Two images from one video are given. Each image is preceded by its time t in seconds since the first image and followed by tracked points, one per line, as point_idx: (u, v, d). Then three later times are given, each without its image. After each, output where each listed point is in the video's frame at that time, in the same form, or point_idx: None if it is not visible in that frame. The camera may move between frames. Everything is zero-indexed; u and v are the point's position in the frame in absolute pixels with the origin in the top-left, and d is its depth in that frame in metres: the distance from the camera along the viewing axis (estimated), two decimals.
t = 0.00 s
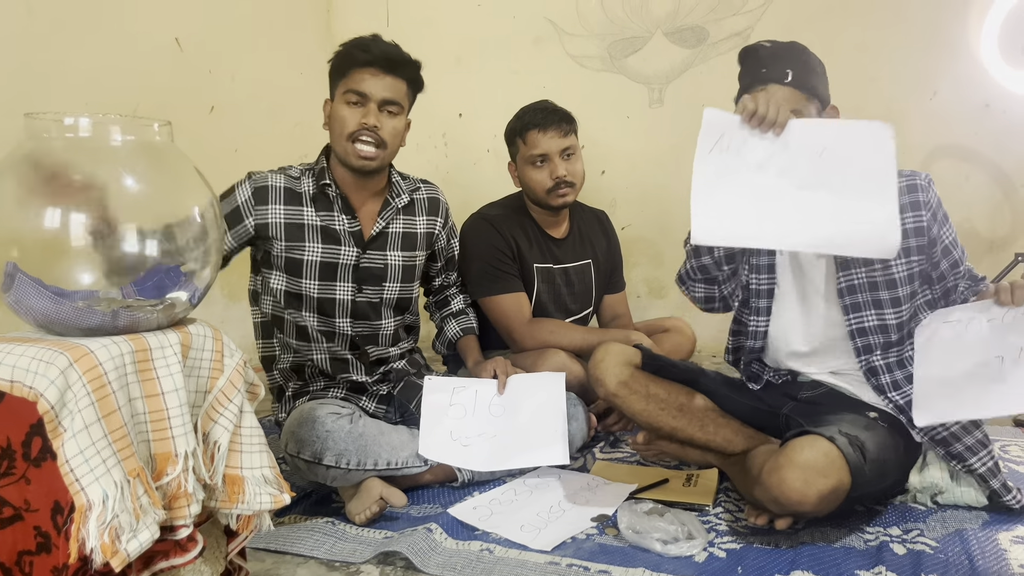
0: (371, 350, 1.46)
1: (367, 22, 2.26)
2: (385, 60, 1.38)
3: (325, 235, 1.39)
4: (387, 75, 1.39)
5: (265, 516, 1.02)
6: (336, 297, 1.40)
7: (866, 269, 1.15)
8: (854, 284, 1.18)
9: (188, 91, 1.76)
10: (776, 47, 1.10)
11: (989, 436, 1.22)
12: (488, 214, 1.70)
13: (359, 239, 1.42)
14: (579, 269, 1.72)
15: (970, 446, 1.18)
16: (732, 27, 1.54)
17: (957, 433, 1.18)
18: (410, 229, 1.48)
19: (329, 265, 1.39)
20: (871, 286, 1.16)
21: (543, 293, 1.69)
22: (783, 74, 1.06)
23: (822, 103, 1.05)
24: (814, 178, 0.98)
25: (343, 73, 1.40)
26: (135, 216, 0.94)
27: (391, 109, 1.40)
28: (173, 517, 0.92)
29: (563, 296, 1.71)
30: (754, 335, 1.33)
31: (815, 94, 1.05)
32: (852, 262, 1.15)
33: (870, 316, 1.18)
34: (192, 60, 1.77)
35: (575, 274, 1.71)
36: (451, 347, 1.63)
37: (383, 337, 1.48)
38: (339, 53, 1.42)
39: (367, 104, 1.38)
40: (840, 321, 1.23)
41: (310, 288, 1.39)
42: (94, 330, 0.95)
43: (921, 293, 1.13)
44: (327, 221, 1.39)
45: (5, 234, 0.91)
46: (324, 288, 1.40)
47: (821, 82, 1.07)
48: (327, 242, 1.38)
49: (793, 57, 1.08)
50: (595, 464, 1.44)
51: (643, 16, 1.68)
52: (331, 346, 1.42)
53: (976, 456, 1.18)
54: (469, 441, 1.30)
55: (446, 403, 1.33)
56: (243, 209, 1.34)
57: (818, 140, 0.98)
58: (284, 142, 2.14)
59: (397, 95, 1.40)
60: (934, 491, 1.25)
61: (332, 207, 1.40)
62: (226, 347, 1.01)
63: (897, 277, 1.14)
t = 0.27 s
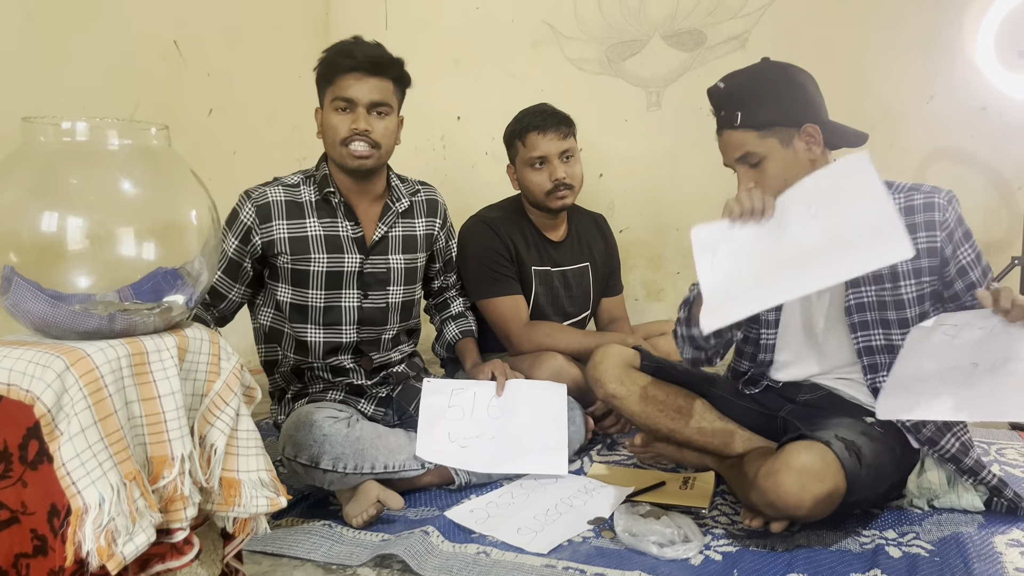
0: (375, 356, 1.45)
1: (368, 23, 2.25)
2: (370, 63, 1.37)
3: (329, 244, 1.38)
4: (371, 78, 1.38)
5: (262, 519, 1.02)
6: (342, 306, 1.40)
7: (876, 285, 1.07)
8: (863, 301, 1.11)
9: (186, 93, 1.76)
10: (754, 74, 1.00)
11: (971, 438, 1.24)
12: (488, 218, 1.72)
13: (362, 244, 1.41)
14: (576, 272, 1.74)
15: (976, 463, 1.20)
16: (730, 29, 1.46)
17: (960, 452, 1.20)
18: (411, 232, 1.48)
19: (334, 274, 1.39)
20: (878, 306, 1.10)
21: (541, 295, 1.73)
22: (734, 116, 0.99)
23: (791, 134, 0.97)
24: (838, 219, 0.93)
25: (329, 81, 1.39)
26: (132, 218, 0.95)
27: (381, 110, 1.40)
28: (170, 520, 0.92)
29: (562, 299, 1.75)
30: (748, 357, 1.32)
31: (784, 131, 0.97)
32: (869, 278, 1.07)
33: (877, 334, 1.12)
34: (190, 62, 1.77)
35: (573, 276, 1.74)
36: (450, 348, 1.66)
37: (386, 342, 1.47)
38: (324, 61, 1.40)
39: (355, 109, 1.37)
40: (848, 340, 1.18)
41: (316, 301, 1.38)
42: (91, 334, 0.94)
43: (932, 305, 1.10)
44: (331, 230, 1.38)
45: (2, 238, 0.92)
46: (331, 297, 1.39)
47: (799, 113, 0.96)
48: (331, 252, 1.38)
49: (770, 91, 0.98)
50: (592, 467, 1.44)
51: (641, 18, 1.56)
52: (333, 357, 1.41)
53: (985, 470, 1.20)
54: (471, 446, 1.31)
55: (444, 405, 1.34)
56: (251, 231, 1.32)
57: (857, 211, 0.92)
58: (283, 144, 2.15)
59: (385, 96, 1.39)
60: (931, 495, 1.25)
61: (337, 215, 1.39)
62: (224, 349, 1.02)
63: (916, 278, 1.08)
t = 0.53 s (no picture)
0: (369, 363, 1.39)
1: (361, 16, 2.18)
2: (358, 54, 1.34)
3: (322, 245, 1.33)
4: (361, 69, 1.35)
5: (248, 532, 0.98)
6: (336, 310, 1.35)
7: (863, 254, 1.19)
8: (850, 269, 1.21)
9: (171, 89, 1.72)
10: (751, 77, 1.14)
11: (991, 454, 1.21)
12: (484, 217, 1.61)
13: (356, 245, 1.36)
14: (578, 273, 1.63)
15: (991, 481, 1.17)
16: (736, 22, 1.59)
17: (974, 470, 1.17)
18: (406, 232, 1.43)
19: (328, 278, 1.34)
20: (865, 272, 1.18)
21: (541, 299, 1.60)
22: (728, 124, 1.16)
23: (789, 141, 1.14)
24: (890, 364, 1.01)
25: (317, 77, 1.36)
26: (113, 219, 0.92)
27: (372, 103, 1.36)
28: (151, 534, 0.89)
29: (564, 302, 1.62)
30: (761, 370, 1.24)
31: (783, 140, 1.14)
32: (853, 248, 1.20)
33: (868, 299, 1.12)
34: (174, 57, 1.73)
35: (575, 278, 1.63)
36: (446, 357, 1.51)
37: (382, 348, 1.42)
38: (311, 58, 1.38)
39: (346, 103, 1.34)
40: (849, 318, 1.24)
41: (310, 305, 1.33)
42: (70, 340, 0.90)
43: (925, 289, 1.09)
44: (324, 230, 1.33)
45: None
46: (325, 301, 1.34)
47: (794, 119, 1.12)
48: (325, 253, 1.33)
49: (765, 101, 1.13)
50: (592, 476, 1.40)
51: (645, 11, 1.75)
52: (326, 364, 1.36)
53: (1000, 490, 1.16)
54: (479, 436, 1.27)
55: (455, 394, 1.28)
56: (244, 234, 1.29)
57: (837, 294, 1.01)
58: (271, 141, 2.11)
59: (376, 88, 1.36)
60: (947, 511, 1.20)
61: (331, 214, 1.34)
62: (207, 356, 0.98)
63: (902, 268, 1.13)
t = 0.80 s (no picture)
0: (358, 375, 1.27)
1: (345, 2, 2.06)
2: (329, 25, 1.22)
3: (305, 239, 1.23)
4: (335, 41, 1.23)
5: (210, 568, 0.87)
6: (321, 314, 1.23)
7: (876, 252, 1.13)
8: (865, 270, 1.14)
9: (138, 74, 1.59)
10: (756, 55, 1.15)
11: None
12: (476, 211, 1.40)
13: (341, 238, 1.26)
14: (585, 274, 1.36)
15: None
16: None
17: (1017, 501, 1.09)
18: (395, 224, 1.32)
19: (312, 277, 1.22)
20: (880, 271, 1.13)
21: (543, 304, 1.37)
22: (730, 110, 1.16)
23: (798, 130, 1.13)
24: (807, 344, 0.99)
25: (287, 53, 1.24)
26: (59, 215, 0.81)
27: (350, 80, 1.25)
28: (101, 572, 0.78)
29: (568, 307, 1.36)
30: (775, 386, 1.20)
31: (789, 127, 1.12)
32: (866, 245, 1.14)
33: (884, 306, 1.11)
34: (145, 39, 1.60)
35: (582, 280, 1.37)
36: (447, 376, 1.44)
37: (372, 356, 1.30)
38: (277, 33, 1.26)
39: (321, 81, 1.22)
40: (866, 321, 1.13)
41: (293, 309, 1.22)
42: (5, 351, 0.77)
43: (927, 290, 1.10)
44: (307, 221, 1.24)
45: None
46: (308, 304, 1.22)
47: (804, 104, 1.12)
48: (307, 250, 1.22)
49: (775, 84, 1.13)
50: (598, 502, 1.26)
51: None
52: (309, 374, 1.24)
53: None
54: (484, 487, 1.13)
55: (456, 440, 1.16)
56: (229, 224, 1.18)
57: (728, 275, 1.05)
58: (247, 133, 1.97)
59: (353, 62, 1.24)
60: (1004, 544, 1.08)
61: (315, 204, 1.25)
62: (166, 369, 0.87)
63: (908, 266, 1.11)
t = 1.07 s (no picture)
0: (354, 388, 1.19)
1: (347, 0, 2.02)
2: (330, 14, 1.18)
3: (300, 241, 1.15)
4: (336, 32, 1.19)
5: None
6: (315, 320, 1.16)
7: (876, 259, 1.07)
8: (865, 276, 1.09)
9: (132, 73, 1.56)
10: (750, 60, 1.11)
11: None
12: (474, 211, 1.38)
13: (336, 242, 1.19)
14: (588, 277, 1.37)
15: None
16: None
17: None
18: (392, 227, 1.25)
19: (307, 280, 1.15)
20: (881, 278, 1.07)
21: (545, 308, 1.35)
22: (722, 115, 1.09)
23: (795, 133, 1.08)
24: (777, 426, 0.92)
25: (287, 43, 1.20)
26: (33, 217, 0.77)
27: (350, 72, 1.21)
28: None
29: (570, 312, 1.36)
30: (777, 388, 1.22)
31: (787, 131, 1.08)
32: (865, 251, 1.08)
33: (887, 314, 1.07)
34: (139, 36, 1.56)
35: (584, 284, 1.36)
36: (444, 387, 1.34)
37: (368, 366, 1.23)
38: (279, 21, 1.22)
39: (321, 72, 1.18)
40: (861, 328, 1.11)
41: (286, 313, 1.14)
42: None
43: (936, 297, 1.03)
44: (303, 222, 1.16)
45: None
46: (302, 308, 1.15)
47: (803, 108, 1.08)
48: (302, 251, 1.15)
49: (773, 86, 1.09)
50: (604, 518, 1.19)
51: None
52: (302, 386, 1.16)
53: None
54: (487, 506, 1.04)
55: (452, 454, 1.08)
56: (228, 219, 1.10)
57: (711, 384, 0.99)
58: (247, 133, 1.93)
59: (354, 53, 1.20)
60: None
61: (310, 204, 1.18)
62: (146, 380, 0.83)
63: (911, 273, 1.04)
